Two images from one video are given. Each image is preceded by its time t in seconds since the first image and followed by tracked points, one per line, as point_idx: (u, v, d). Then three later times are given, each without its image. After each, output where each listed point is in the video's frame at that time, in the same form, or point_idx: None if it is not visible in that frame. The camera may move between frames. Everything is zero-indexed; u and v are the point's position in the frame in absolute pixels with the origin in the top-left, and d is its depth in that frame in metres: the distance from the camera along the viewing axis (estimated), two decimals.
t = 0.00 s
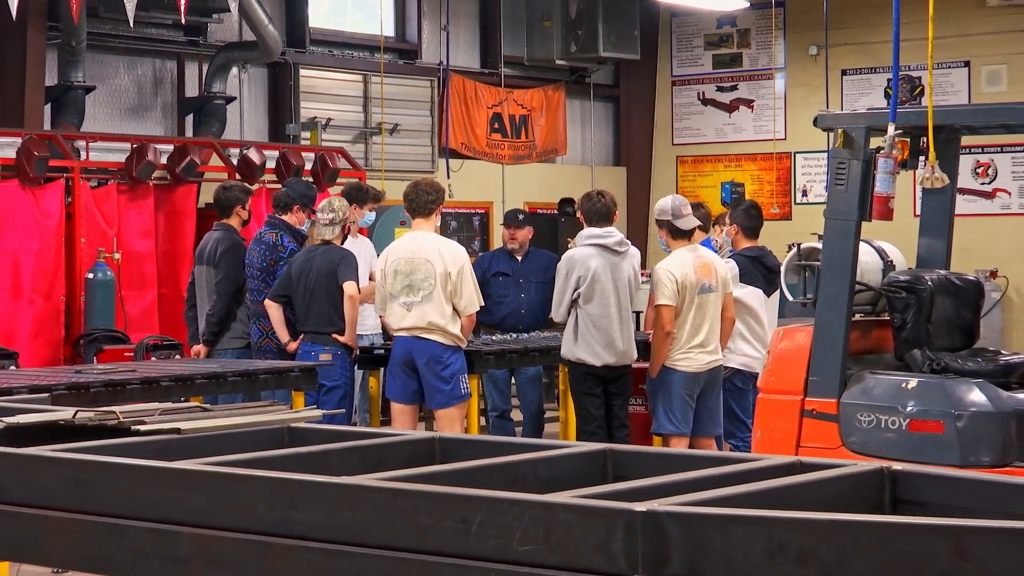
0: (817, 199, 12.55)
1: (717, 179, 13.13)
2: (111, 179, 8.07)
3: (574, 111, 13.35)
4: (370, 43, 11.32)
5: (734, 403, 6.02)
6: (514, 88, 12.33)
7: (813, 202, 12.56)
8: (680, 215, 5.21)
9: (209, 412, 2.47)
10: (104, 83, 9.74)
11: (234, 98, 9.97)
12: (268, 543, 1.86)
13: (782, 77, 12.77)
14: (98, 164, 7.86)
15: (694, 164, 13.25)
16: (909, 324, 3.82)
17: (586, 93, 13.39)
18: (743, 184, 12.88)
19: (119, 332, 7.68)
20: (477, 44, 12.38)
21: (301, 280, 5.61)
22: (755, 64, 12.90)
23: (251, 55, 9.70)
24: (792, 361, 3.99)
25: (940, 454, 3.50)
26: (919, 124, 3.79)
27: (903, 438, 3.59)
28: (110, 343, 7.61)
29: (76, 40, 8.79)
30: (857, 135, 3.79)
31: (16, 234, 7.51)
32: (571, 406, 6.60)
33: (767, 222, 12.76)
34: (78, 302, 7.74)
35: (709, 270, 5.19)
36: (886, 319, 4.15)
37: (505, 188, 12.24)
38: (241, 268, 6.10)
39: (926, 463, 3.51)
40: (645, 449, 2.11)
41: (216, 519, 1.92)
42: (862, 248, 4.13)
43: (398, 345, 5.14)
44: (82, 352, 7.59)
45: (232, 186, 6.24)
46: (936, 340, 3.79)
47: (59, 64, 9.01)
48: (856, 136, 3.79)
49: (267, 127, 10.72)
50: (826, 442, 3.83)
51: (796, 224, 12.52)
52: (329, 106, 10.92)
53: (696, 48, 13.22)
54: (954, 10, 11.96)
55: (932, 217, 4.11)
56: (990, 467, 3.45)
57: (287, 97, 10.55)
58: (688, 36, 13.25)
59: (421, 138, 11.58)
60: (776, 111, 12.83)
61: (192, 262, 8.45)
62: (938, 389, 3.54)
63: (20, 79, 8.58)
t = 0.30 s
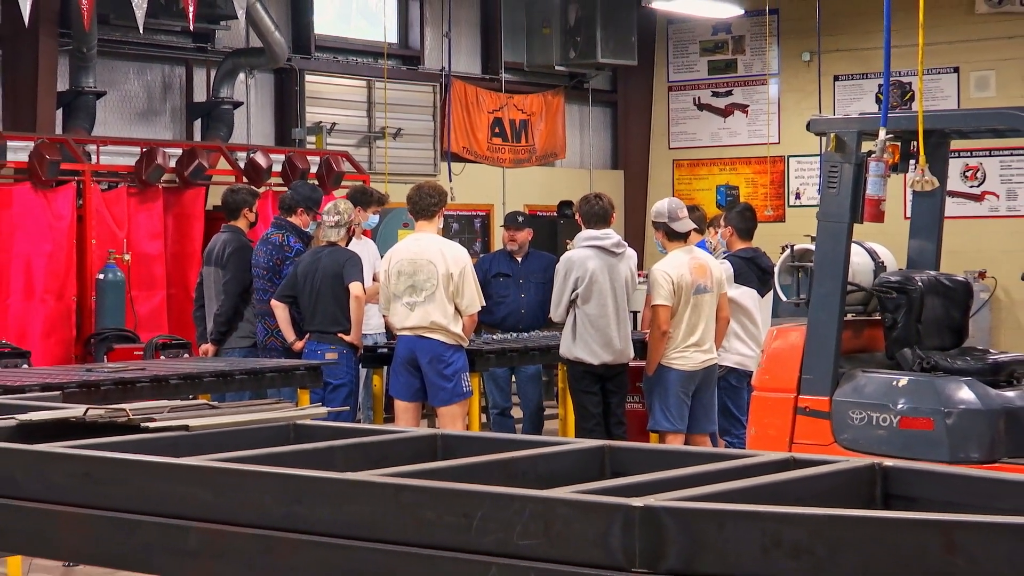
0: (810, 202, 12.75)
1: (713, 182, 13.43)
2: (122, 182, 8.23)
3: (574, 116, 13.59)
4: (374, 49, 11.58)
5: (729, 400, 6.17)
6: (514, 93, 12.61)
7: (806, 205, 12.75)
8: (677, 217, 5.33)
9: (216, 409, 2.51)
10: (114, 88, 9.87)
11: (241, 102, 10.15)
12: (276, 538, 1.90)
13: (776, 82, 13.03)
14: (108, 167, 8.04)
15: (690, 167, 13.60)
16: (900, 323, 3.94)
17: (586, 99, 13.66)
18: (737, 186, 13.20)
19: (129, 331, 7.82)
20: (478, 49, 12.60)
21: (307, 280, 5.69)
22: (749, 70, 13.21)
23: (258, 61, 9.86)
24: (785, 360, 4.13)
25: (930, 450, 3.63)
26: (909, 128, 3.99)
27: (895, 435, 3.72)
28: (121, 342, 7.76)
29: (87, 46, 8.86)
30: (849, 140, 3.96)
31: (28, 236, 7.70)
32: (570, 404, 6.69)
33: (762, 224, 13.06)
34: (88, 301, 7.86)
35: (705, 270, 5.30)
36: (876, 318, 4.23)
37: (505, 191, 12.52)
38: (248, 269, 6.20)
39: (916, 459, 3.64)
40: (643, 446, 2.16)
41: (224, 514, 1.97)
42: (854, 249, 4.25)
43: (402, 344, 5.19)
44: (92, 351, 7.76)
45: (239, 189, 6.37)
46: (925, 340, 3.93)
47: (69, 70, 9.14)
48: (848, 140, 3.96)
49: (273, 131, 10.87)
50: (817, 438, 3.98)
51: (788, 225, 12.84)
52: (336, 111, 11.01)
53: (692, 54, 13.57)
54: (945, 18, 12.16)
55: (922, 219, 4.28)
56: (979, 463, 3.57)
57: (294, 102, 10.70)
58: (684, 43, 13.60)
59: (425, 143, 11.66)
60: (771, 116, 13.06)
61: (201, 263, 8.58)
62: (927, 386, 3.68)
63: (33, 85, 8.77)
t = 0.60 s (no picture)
0: (803, 204, 13.02)
1: (708, 184, 13.60)
2: (132, 185, 8.42)
3: (572, 120, 13.82)
4: (377, 55, 11.82)
5: (723, 397, 6.26)
6: (514, 99, 12.88)
7: (799, 208, 13.02)
8: (672, 219, 5.52)
9: (223, 406, 2.54)
10: (124, 93, 10.09)
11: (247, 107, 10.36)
12: (281, 533, 1.94)
13: (770, 87, 13.27)
14: (118, 170, 8.23)
15: (686, 170, 13.76)
16: (891, 323, 4.03)
17: (584, 104, 13.90)
18: (733, 190, 13.37)
19: (138, 330, 7.93)
20: (480, 55, 12.84)
21: (313, 281, 5.87)
22: (744, 75, 13.41)
23: (263, 66, 10.07)
24: (779, 358, 4.22)
25: (920, 446, 3.71)
26: (899, 133, 4.05)
27: (886, 432, 3.79)
28: (130, 341, 7.84)
29: (97, 52, 9.12)
30: (841, 143, 4.03)
31: (40, 237, 7.76)
32: (567, 400, 6.82)
33: (756, 226, 13.22)
34: (99, 301, 7.97)
35: (699, 271, 5.48)
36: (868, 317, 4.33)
37: (506, 194, 12.74)
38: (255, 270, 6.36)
39: (906, 455, 3.71)
40: (640, 442, 2.21)
41: (231, 509, 2.00)
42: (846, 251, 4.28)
43: (405, 342, 5.31)
44: (101, 350, 7.84)
45: (245, 191, 6.48)
46: (916, 339, 4.01)
47: (81, 76, 9.32)
48: (840, 144, 4.03)
49: (279, 136, 11.11)
50: (810, 434, 4.05)
51: (781, 227, 13.03)
52: (339, 116, 11.27)
53: (689, 60, 13.72)
54: (936, 25, 12.41)
55: (913, 221, 4.36)
56: (968, 459, 3.65)
57: (299, 108, 10.94)
58: (680, 49, 13.74)
59: (426, 147, 11.97)
60: (765, 120, 13.30)
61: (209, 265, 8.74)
62: (918, 384, 3.76)
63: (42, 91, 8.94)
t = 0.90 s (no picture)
0: (797, 206, 13.20)
1: (704, 187, 13.86)
2: (141, 187, 8.48)
3: (572, 124, 14.11)
4: (381, 61, 12.00)
5: (719, 395, 6.40)
6: (515, 103, 13.02)
7: (793, 210, 13.19)
8: (669, 221, 5.62)
9: (230, 403, 2.59)
10: (135, 98, 10.26)
11: (254, 111, 10.54)
12: (288, 527, 1.98)
13: (765, 92, 13.46)
14: (127, 173, 8.31)
15: (682, 173, 14.01)
16: (881, 322, 4.12)
17: (583, 109, 14.17)
18: (728, 192, 13.61)
19: (148, 329, 8.08)
20: (482, 64, 13.02)
21: (319, 282, 5.98)
22: (738, 81, 13.60)
23: (270, 72, 10.32)
24: (773, 357, 4.30)
25: (911, 442, 3.79)
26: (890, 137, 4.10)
27: (877, 428, 3.87)
28: (140, 339, 8.01)
29: (109, 58, 9.29)
30: (834, 147, 4.11)
31: (53, 238, 7.93)
32: (566, 397, 7.00)
33: (751, 228, 13.46)
34: (110, 301, 8.14)
35: (695, 271, 5.61)
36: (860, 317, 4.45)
37: (506, 197, 12.91)
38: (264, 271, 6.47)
39: (896, 451, 3.79)
40: (636, 438, 2.26)
41: (240, 503, 2.05)
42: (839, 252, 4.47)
43: (409, 341, 5.42)
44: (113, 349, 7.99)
45: (253, 193, 6.56)
46: (907, 337, 4.08)
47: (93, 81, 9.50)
48: (833, 147, 4.11)
49: (287, 140, 11.31)
50: (804, 432, 4.13)
51: (776, 229, 13.24)
52: (345, 120, 11.40)
53: (685, 66, 13.96)
54: (927, 33, 12.57)
55: (905, 223, 4.47)
56: (958, 455, 3.74)
57: (305, 112, 11.14)
58: (677, 55, 13.99)
59: (429, 150, 12.01)
60: (760, 124, 13.49)
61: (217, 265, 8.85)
62: (908, 382, 3.83)
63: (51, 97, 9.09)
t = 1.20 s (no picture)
0: (791, 209, 13.97)
1: (700, 190, 14.49)
2: (152, 189, 8.83)
3: (571, 128, 14.39)
4: (386, 67, 12.22)
5: (715, 392, 6.65)
6: (515, 108, 13.28)
7: (787, 212, 13.95)
8: (665, 224, 5.86)
9: (238, 400, 2.64)
10: (147, 103, 10.56)
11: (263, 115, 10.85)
12: (295, 521, 2.02)
13: (759, 97, 14.14)
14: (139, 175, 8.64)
15: (678, 176, 14.64)
16: (873, 321, 4.23)
17: (582, 113, 14.47)
18: (724, 194, 14.27)
19: (158, 328, 8.37)
20: (484, 70, 13.28)
21: (324, 283, 6.12)
22: (734, 86, 14.32)
23: (277, 78, 10.51)
24: (768, 355, 4.35)
25: (901, 438, 3.88)
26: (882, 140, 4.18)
27: (869, 424, 3.97)
28: (150, 338, 8.31)
29: (121, 64, 9.56)
30: (827, 150, 4.19)
31: (66, 240, 8.21)
32: (566, 395, 7.13)
33: (746, 230, 14.18)
34: (121, 300, 8.44)
35: (690, 272, 5.89)
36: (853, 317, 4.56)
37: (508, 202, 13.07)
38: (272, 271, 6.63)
39: (887, 445, 3.89)
40: (634, 434, 2.31)
41: (248, 497, 2.09)
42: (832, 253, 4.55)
43: (414, 339, 5.57)
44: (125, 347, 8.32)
45: (261, 196, 6.65)
46: (898, 336, 4.21)
47: (106, 86, 9.81)
48: (826, 151, 4.19)
49: (294, 145, 11.48)
50: (798, 428, 4.19)
51: (769, 231, 13.93)
52: (351, 125, 11.67)
53: (681, 72, 14.66)
54: (919, 39, 13.32)
55: (896, 224, 4.58)
56: (948, 451, 3.83)
57: (311, 118, 11.29)
58: (675, 60, 14.69)
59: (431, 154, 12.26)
60: (754, 128, 14.15)
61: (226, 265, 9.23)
62: (899, 379, 3.93)
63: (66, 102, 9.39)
